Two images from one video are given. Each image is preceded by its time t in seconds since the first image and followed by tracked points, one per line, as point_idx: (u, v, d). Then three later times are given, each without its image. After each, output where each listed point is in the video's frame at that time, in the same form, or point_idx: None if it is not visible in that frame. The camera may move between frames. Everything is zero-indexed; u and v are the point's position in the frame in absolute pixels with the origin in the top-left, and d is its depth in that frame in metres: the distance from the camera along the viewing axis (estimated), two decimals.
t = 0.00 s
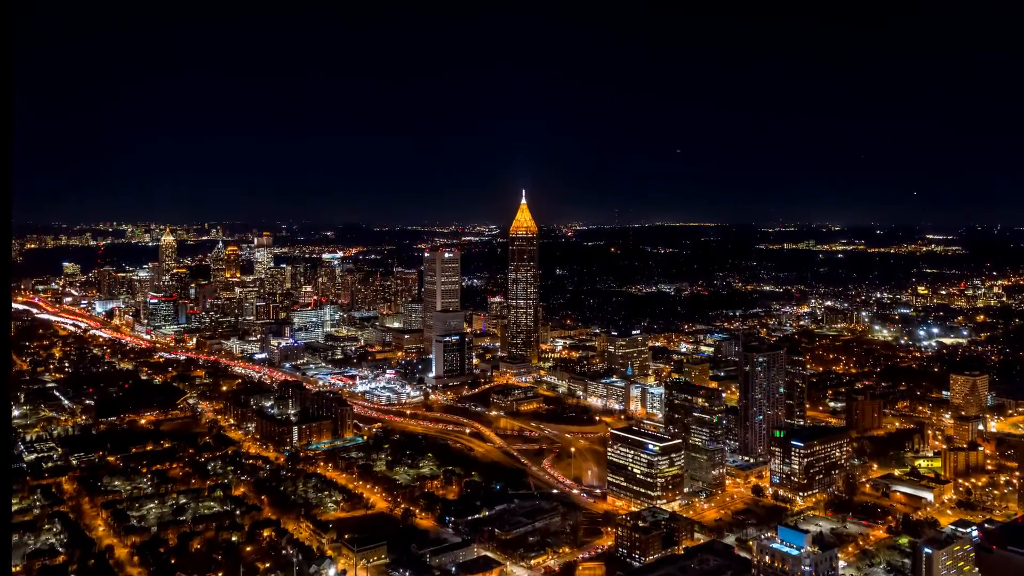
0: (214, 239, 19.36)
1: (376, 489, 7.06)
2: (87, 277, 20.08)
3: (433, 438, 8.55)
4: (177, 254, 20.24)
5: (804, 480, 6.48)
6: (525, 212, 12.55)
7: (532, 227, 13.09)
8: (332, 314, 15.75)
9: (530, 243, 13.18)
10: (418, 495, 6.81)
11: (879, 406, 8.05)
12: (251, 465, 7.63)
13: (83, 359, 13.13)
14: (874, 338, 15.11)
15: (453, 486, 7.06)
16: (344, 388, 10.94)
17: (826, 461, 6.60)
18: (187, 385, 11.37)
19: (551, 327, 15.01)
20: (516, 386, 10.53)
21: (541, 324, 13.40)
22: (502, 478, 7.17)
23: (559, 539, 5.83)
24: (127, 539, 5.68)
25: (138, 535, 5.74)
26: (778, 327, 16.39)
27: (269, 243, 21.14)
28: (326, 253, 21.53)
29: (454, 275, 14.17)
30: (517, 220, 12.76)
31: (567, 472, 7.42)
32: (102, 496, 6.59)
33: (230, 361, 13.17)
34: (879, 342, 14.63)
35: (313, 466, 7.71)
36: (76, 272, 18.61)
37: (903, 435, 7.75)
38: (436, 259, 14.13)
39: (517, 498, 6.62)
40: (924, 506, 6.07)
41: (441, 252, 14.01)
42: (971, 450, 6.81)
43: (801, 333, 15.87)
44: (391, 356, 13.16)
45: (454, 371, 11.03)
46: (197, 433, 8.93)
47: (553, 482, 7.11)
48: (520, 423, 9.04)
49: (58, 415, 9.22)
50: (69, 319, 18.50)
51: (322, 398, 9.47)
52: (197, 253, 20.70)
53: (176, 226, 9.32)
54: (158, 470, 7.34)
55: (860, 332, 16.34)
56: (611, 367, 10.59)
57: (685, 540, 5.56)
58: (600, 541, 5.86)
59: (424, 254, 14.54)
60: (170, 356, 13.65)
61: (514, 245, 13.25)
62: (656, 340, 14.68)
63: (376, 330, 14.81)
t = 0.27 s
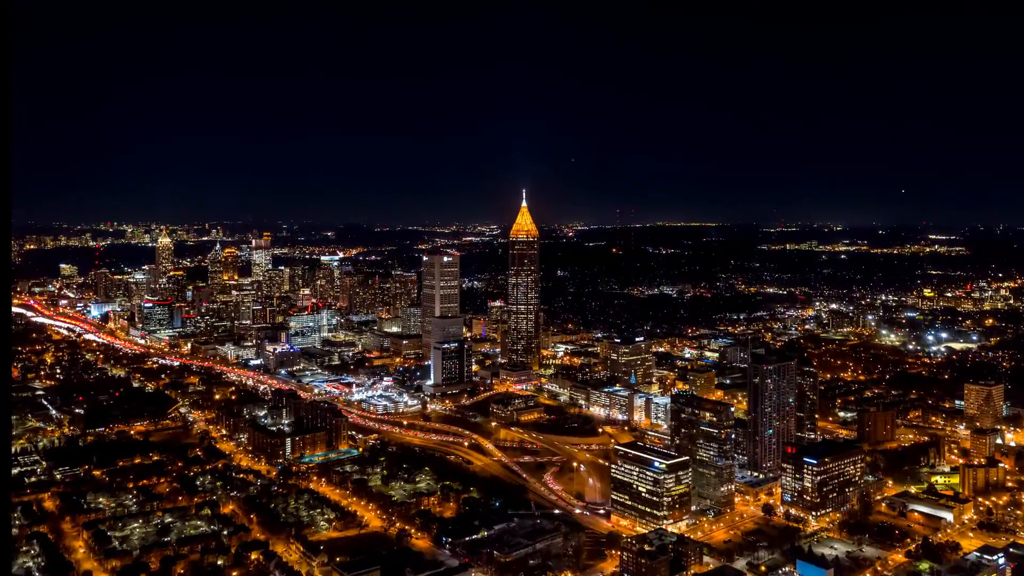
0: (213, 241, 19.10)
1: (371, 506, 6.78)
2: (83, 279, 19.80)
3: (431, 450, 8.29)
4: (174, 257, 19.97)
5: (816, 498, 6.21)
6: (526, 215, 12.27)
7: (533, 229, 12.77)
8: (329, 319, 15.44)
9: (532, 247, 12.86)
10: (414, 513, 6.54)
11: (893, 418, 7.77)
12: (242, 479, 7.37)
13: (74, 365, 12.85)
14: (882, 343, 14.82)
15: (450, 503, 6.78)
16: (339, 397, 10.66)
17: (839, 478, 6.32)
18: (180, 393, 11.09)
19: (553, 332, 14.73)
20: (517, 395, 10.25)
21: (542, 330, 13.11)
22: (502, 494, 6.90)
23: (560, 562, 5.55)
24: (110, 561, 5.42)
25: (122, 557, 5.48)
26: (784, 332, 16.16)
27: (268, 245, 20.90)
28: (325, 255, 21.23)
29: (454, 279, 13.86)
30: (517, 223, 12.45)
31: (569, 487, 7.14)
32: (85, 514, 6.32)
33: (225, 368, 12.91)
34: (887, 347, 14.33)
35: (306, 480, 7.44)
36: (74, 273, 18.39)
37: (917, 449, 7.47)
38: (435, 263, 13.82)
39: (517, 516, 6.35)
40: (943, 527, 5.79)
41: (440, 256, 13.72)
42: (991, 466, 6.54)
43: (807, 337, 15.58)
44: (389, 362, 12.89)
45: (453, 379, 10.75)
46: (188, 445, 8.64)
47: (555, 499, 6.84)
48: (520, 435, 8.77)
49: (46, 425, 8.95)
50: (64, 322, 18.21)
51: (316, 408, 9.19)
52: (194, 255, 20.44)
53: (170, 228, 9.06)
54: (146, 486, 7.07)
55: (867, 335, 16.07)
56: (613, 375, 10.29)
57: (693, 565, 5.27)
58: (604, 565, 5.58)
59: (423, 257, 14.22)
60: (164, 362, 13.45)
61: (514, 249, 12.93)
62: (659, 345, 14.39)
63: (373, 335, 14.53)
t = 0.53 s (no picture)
0: (213, 241, 18.88)
1: (364, 528, 6.46)
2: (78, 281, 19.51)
3: (429, 466, 7.97)
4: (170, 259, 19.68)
5: (833, 523, 5.88)
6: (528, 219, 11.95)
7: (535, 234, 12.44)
8: (326, 324, 15.10)
9: (533, 252, 12.48)
10: (408, 537, 6.21)
11: (909, 434, 7.46)
12: (229, 498, 7.05)
13: (64, 372, 12.54)
14: (890, 350, 14.50)
15: (446, 526, 6.46)
16: (334, 408, 10.35)
17: (857, 501, 5.99)
18: (171, 403, 10.78)
19: (554, 338, 14.44)
20: (517, 406, 9.94)
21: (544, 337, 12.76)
22: (501, 516, 6.57)
23: None
24: None
25: None
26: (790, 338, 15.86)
27: (266, 247, 20.65)
28: (325, 257, 20.95)
29: (453, 285, 13.49)
30: (518, 227, 12.12)
31: (572, 508, 6.81)
32: (63, 537, 5.99)
33: (218, 376, 12.64)
34: (896, 354, 13.99)
35: (296, 499, 7.12)
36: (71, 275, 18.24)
37: (937, 466, 7.14)
38: (434, 268, 13.46)
39: (516, 540, 6.02)
40: (969, 556, 5.46)
41: (439, 260, 13.37)
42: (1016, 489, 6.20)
43: (814, 343, 15.26)
44: (386, 370, 12.57)
45: (451, 389, 10.42)
46: (176, 460, 8.34)
47: (557, 521, 6.51)
48: (521, 449, 8.45)
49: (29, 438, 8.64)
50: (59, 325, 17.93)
51: (309, 421, 8.86)
52: (191, 256, 20.20)
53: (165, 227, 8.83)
54: (128, 506, 6.75)
55: (876, 342, 15.75)
56: (618, 386, 9.96)
57: None
58: None
59: (422, 261, 13.88)
60: (156, 369, 13.19)
61: (514, 254, 12.56)
62: (663, 353, 14.08)
63: (371, 341, 14.21)
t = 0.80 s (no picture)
0: (215, 242, 18.66)
1: (358, 549, 6.20)
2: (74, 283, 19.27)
3: (426, 481, 7.70)
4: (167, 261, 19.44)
5: (849, 546, 5.60)
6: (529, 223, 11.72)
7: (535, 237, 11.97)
8: (323, 329, 14.83)
9: (534, 257, 12.06)
10: (404, 559, 5.95)
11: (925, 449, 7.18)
12: (219, 515, 6.78)
13: (56, 377, 12.28)
14: (898, 355, 14.22)
15: (444, 546, 6.19)
16: (330, 417, 10.09)
17: (873, 522, 5.72)
18: (163, 412, 10.52)
19: (556, 344, 14.18)
20: (517, 416, 9.67)
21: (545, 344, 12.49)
22: (500, 535, 6.30)
23: None
24: None
25: None
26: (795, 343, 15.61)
27: (265, 248, 20.45)
28: (325, 259, 20.78)
29: (452, 289, 13.20)
30: (520, 231, 11.87)
31: (574, 526, 6.54)
32: (42, 558, 5.71)
33: (213, 382, 12.39)
34: (905, 360, 13.70)
35: (289, 516, 6.86)
36: (69, 276, 18.00)
37: (954, 483, 6.85)
38: (433, 272, 13.19)
39: (516, 563, 5.74)
40: None
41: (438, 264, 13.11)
42: None
43: (820, 349, 14.98)
44: (385, 377, 12.32)
45: (451, 398, 10.14)
46: (165, 473, 8.08)
47: (559, 541, 6.24)
48: (522, 463, 8.17)
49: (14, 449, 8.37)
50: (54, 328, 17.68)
51: (303, 432, 8.60)
52: (189, 257, 19.92)
53: (168, 227, 8.64)
54: (112, 524, 6.47)
55: (883, 347, 15.46)
56: (621, 396, 9.69)
57: None
58: None
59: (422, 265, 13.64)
60: (150, 376, 12.96)
61: (514, 259, 12.19)
62: (667, 359, 13.82)
63: (369, 346, 13.95)
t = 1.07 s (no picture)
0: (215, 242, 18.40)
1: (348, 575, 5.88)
2: (69, 285, 18.98)
3: (421, 499, 7.38)
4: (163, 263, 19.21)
5: None
6: (528, 227, 11.49)
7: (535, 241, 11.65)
8: (319, 335, 14.52)
9: (535, 262, 11.60)
10: None
11: (943, 466, 6.86)
12: (203, 536, 6.47)
13: (45, 384, 11.95)
14: (907, 362, 13.90)
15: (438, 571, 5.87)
16: (324, 429, 9.80)
17: (893, 549, 5.40)
18: (152, 422, 10.21)
19: (557, 350, 13.88)
20: (517, 428, 9.36)
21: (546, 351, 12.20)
22: (497, 559, 5.99)
23: None
24: None
25: None
26: (802, 351, 15.30)
27: (263, 249, 20.27)
28: (323, 258, 20.55)
29: (450, 295, 12.89)
30: (520, 236, 11.56)
31: (576, 549, 6.23)
32: None
33: (204, 390, 12.09)
34: (913, 366, 13.38)
35: (277, 536, 6.54)
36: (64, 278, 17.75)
37: (974, 503, 6.53)
38: (430, 277, 12.93)
39: None
40: None
41: (437, 270, 12.87)
42: None
43: (827, 355, 14.67)
44: (381, 385, 12.01)
45: (448, 409, 9.83)
46: (150, 488, 7.78)
47: (560, 566, 5.92)
48: (521, 478, 7.85)
49: None
50: (47, 332, 17.37)
51: (295, 446, 8.28)
52: (186, 257, 19.62)
53: (168, 226, 8.42)
54: (91, 547, 6.15)
55: (892, 352, 15.10)
56: (625, 407, 9.35)
57: None
58: None
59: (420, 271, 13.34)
60: (141, 383, 12.65)
61: (514, 264, 11.79)
62: (670, 366, 13.51)
63: (366, 352, 13.64)
